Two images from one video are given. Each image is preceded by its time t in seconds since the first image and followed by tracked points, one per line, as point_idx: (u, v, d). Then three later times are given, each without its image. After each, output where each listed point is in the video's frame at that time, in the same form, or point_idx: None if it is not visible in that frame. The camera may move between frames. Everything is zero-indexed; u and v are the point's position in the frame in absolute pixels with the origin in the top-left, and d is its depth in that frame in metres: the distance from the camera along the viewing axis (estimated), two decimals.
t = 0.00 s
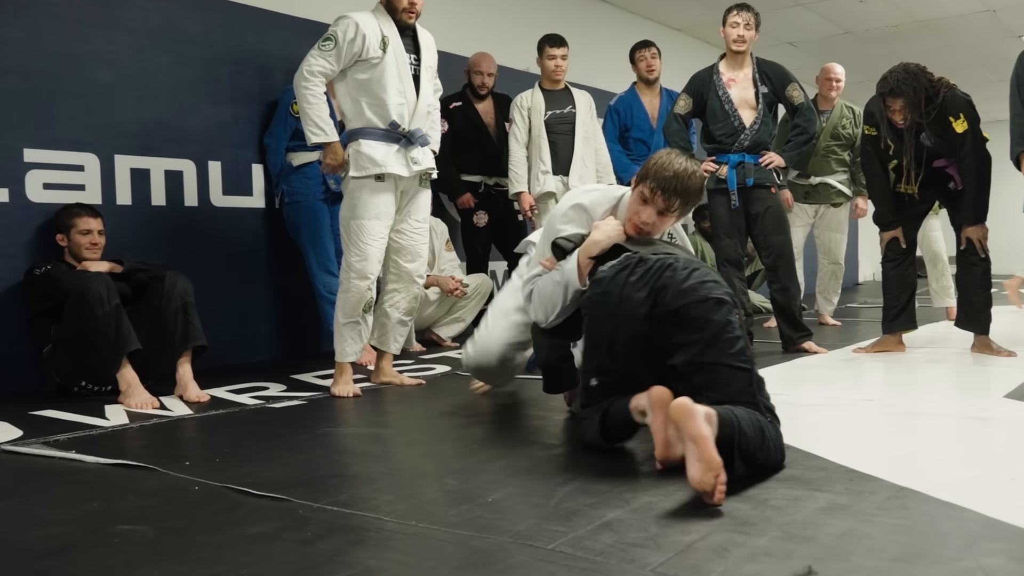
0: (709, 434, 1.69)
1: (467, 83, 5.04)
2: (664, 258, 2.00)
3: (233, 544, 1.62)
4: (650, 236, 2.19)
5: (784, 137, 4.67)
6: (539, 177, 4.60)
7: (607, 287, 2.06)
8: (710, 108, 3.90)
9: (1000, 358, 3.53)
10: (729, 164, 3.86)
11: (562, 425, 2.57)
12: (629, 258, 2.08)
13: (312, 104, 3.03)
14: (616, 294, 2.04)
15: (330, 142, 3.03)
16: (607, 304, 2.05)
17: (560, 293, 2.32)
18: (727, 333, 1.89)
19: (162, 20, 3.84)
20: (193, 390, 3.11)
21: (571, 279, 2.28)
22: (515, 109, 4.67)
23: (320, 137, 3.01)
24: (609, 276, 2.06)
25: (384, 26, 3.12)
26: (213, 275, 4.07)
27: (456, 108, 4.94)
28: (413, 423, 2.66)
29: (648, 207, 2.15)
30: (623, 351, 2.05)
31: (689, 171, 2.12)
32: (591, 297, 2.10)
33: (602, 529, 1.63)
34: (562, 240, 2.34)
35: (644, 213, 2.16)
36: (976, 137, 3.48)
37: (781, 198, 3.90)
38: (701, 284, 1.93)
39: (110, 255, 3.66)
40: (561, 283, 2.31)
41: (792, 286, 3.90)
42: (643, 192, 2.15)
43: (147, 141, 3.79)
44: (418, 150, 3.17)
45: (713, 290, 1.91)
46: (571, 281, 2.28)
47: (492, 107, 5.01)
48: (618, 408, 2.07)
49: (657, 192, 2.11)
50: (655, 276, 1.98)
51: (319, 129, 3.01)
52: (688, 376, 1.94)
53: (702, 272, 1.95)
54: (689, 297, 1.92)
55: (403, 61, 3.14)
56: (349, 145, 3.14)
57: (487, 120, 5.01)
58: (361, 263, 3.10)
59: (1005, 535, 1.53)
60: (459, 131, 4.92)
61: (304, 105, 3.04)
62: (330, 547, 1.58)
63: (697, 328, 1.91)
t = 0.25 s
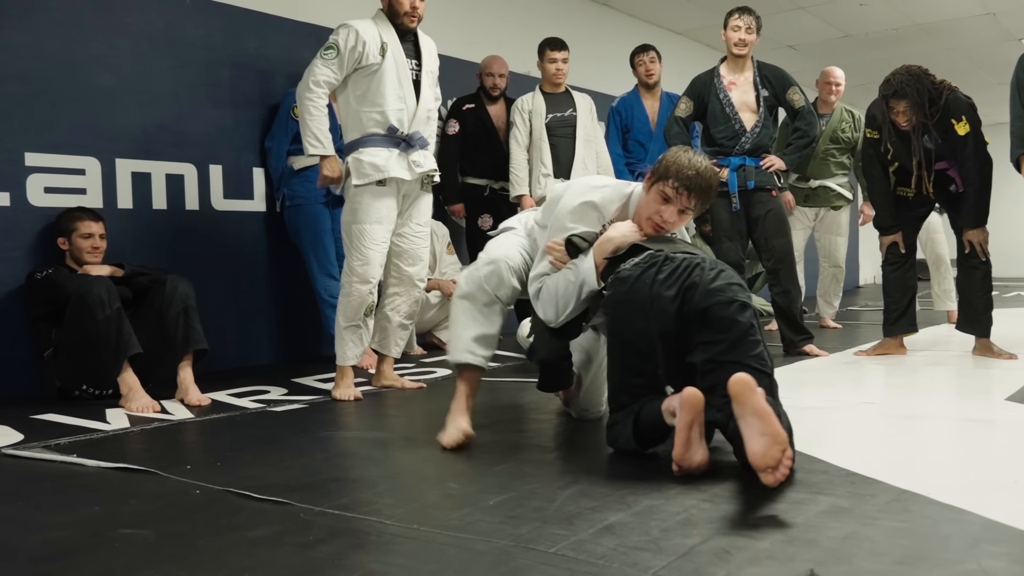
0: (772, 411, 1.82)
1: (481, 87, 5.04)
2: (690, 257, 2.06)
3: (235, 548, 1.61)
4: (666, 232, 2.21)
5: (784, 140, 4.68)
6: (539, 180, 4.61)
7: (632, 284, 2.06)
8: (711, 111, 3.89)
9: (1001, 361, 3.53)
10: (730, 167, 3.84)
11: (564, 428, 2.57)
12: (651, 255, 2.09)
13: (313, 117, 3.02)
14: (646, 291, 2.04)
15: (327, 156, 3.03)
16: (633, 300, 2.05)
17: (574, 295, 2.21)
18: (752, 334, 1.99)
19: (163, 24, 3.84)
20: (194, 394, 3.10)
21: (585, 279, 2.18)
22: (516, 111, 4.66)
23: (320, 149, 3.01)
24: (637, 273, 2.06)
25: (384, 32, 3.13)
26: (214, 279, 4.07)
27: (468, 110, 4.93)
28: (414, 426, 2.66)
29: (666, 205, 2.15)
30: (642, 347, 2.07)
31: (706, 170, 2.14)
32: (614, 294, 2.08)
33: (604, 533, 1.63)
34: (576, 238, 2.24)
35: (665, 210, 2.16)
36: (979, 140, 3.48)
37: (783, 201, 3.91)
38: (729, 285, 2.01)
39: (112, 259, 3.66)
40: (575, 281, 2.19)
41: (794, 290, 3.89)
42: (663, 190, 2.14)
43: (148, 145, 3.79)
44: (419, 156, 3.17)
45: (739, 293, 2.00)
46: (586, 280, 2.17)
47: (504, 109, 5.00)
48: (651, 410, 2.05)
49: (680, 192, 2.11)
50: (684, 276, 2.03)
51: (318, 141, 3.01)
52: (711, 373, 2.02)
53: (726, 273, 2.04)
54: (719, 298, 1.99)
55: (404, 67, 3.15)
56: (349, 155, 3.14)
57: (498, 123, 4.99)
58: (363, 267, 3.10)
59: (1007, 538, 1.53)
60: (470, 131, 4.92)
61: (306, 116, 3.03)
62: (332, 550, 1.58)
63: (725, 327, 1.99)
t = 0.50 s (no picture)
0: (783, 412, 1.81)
1: (494, 90, 5.12)
2: (714, 255, 2.04)
3: (235, 551, 1.61)
4: (666, 213, 2.20)
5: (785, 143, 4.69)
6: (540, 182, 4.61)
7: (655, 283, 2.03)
8: (712, 114, 3.89)
9: (1002, 363, 3.53)
10: (731, 169, 3.85)
11: (565, 431, 2.57)
12: (673, 252, 2.06)
13: (309, 113, 3.04)
14: (672, 291, 2.02)
15: (329, 151, 3.03)
16: (656, 298, 2.04)
17: (580, 287, 2.14)
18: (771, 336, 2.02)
19: (164, 27, 3.85)
20: (195, 397, 3.10)
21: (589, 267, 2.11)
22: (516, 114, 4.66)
23: (320, 144, 3.03)
24: (661, 272, 2.03)
25: (381, 37, 3.13)
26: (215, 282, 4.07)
27: (483, 111, 4.97)
28: (415, 429, 2.66)
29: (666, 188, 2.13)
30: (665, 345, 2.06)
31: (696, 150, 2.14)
32: (637, 292, 2.05)
33: (605, 536, 1.63)
34: (579, 227, 2.21)
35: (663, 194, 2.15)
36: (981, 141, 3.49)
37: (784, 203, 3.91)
38: (751, 286, 2.02)
39: (113, 263, 3.67)
40: (581, 273, 2.12)
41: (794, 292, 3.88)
42: (658, 174, 2.13)
43: (149, 149, 3.79)
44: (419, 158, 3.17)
45: (761, 294, 2.01)
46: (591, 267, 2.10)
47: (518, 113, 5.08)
48: (669, 415, 2.03)
49: (676, 174, 2.11)
50: (709, 277, 2.01)
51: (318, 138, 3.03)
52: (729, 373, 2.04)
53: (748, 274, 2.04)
54: (743, 301, 2.00)
55: (402, 70, 3.15)
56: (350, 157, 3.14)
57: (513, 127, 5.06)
58: (364, 271, 3.10)
59: (1009, 541, 1.53)
60: (484, 132, 4.97)
61: (303, 117, 3.05)
62: (332, 554, 1.58)
63: (747, 328, 2.00)
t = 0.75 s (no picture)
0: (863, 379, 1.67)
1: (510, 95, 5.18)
2: (733, 256, 2.06)
3: (235, 554, 1.62)
4: (666, 198, 2.27)
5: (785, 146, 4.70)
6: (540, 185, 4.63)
7: (680, 285, 2.01)
8: (711, 117, 3.90)
9: (1002, 365, 3.53)
10: (730, 172, 3.84)
11: (566, 434, 2.57)
12: (694, 252, 2.04)
13: (317, 115, 3.04)
14: (697, 291, 2.00)
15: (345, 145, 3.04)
16: (679, 299, 2.00)
17: (601, 278, 2.14)
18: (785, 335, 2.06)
19: (164, 30, 3.86)
20: (195, 400, 3.11)
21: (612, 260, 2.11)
22: (516, 118, 4.68)
23: (332, 141, 3.03)
24: (685, 271, 2.01)
25: (379, 41, 3.14)
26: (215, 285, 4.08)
27: (497, 114, 5.05)
28: (416, 432, 2.66)
29: (665, 170, 2.21)
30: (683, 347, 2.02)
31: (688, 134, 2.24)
32: (661, 292, 2.02)
33: (604, 539, 1.63)
34: (598, 218, 2.15)
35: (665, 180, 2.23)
36: (983, 143, 3.50)
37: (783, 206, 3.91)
38: (769, 287, 2.05)
39: (113, 266, 3.67)
40: (602, 264, 2.12)
41: (795, 294, 3.86)
42: (657, 160, 2.21)
43: (149, 152, 3.80)
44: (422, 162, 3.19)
45: (777, 295, 2.05)
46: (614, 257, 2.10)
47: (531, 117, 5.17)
48: (674, 417, 1.99)
49: (674, 157, 2.20)
50: (732, 278, 2.02)
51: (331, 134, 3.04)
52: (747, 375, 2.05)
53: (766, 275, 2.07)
54: (762, 303, 2.03)
55: (400, 76, 3.15)
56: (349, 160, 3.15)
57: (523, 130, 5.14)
58: (363, 274, 3.10)
59: (1008, 543, 1.53)
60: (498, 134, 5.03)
61: (309, 117, 3.05)
62: (332, 557, 1.58)
63: (764, 329, 2.03)
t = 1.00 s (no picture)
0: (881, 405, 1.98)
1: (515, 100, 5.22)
2: (770, 273, 2.01)
3: (232, 559, 1.62)
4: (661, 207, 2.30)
5: (783, 149, 4.73)
6: (539, 190, 4.64)
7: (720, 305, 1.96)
8: (710, 121, 3.91)
9: (1001, 370, 3.52)
10: (729, 177, 3.85)
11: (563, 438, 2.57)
12: (728, 268, 2.01)
13: (331, 127, 3.03)
14: (739, 309, 1.96)
15: (360, 157, 3.04)
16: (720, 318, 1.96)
17: (617, 266, 2.12)
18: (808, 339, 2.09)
19: (164, 35, 3.86)
20: (194, 404, 3.11)
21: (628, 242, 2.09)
22: (515, 122, 4.69)
23: (351, 155, 3.03)
24: (724, 289, 1.97)
25: (376, 46, 3.14)
26: (214, 288, 4.08)
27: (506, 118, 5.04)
28: (414, 436, 2.66)
29: (659, 180, 2.23)
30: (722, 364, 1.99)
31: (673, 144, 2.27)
32: (699, 309, 1.98)
33: (601, 544, 1.63)
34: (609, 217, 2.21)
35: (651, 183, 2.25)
36: (981, 149, 3.49)
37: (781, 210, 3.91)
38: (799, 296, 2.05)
39: (112, 270, 3.67)
40: (617, 251, 2.10)
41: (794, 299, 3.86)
42: (649, 171, 2.23)
43: (149, 156, 3.80)
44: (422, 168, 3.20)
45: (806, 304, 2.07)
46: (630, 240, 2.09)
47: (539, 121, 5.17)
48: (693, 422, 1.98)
49: (665, 166, 2.22)
50: (772, 294, 1.99)
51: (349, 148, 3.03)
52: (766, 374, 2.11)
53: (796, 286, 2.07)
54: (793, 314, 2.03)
55: (400, 81, 3.16)
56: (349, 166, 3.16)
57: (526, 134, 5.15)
58: (362, 278, 3.10)
59: (1006, 549, 1.53)
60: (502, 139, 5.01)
61: (323, 132, 3.04)
62: (329, 562, 1.58)
63: (790, 337, 2.04)
